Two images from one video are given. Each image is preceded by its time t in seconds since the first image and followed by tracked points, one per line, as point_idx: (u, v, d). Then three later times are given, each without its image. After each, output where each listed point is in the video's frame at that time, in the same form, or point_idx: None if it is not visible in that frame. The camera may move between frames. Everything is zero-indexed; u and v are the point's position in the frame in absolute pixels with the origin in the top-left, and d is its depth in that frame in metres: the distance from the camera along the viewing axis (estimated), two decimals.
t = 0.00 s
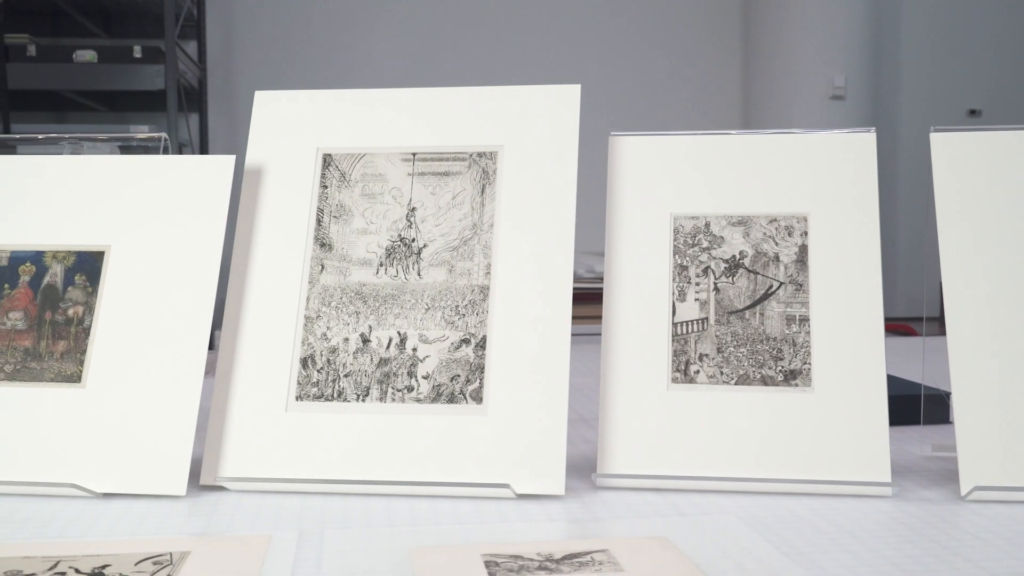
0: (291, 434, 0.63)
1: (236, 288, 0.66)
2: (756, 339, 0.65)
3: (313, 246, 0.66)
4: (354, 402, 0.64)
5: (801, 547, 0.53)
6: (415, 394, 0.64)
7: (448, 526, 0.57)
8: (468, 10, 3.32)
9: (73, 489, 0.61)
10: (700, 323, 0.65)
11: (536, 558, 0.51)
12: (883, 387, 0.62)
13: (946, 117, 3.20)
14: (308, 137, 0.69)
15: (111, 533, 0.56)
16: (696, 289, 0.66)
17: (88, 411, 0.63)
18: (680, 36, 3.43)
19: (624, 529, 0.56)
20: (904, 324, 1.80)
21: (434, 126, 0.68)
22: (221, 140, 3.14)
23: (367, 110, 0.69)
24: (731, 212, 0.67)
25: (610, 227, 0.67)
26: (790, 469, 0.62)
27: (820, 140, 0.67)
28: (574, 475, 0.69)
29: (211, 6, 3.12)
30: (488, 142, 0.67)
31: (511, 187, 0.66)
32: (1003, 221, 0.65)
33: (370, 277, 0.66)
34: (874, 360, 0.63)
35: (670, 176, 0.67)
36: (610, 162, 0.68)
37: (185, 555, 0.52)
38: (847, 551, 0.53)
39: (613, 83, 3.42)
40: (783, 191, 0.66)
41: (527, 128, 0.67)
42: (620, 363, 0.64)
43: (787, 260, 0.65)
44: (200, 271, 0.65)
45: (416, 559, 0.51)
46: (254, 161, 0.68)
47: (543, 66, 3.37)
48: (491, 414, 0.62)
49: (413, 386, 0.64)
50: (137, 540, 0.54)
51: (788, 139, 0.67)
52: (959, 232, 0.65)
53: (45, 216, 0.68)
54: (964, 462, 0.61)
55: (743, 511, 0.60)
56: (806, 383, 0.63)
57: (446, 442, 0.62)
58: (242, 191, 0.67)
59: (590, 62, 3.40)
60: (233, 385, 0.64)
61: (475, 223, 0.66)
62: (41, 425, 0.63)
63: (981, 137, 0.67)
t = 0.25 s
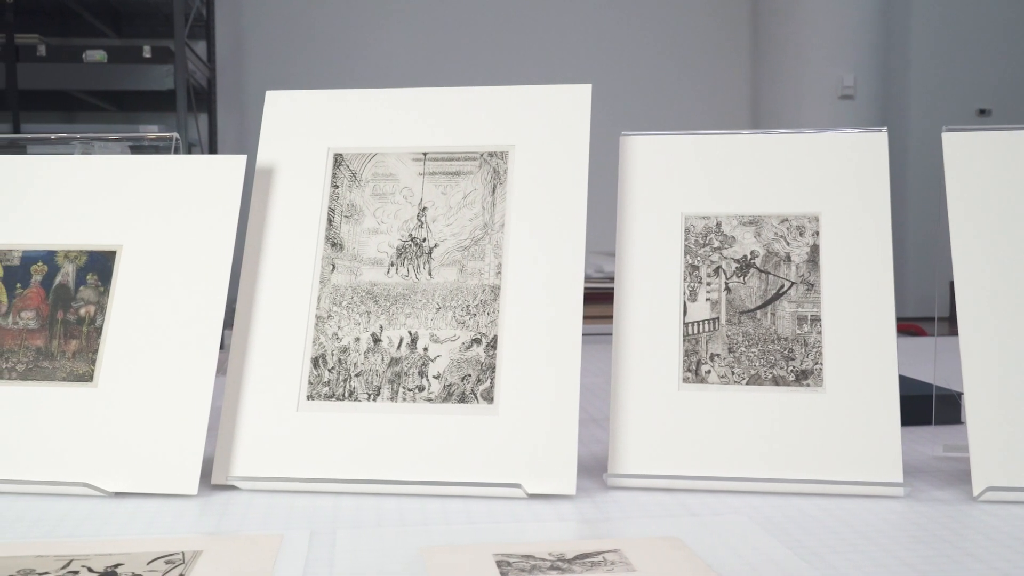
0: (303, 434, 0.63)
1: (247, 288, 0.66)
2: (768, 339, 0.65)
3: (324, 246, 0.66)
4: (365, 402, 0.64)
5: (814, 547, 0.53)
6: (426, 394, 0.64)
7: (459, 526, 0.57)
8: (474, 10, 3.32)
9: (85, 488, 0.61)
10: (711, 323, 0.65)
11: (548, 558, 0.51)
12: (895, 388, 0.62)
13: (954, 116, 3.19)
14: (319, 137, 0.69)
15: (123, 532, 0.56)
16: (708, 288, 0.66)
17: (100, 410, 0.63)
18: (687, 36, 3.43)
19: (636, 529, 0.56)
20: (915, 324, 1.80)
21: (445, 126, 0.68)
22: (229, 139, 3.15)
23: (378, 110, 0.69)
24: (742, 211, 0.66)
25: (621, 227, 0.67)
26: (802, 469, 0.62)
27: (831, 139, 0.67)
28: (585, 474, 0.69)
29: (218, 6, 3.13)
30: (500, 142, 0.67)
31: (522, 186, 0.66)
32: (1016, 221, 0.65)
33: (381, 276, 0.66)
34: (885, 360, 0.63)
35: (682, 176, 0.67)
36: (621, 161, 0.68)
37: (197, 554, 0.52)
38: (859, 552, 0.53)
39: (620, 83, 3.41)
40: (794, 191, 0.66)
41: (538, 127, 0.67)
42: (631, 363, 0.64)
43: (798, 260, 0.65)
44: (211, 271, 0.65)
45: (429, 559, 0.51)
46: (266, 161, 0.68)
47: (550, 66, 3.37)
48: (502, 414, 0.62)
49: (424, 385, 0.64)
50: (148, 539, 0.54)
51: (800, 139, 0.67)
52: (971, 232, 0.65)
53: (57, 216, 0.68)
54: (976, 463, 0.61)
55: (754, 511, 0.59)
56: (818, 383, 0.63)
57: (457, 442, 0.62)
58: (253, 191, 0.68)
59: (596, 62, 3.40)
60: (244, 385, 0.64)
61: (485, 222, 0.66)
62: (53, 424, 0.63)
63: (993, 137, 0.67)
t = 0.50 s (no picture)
0: (315, 433, 0.63)
1: (259, 288, 0.66)
2: (780, 339, 0.65)
3: (335, 245, 0.66)
4: (377, 401, 0.64)
5: (826, 547, 0.53)
6: (438, 393, 0.64)
7: (471, 526, 0.57)
8: (480, 10, 3.32)
9: (97, 487, 0.61)
10: (723, 323, 0.65)
11: (560, 558, 0.51)
12: (907, 388, 0.62)
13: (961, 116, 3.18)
14: (331, 137, 0.69)
15: (135, 531, 0.56)
16: (719, 288, 0.65)
17: (111, 409, 0.63)
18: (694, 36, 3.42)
19: (648, 529, 0.56)
20: (926, 324, 1.79)
21: (456, 126, 0.68)
22: (238, 143, 3.16)
23: (390, 110, 0.69)
24: (754, 211, 0.66)
25: (632, 227, 0.67)
26: (814, 470, 0.62)
27: (843, 139, 0.67)
28: (595, 475, 0.69)
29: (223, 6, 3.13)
30: (511, 142, 0.67)
31: (533, 186, 0.66)
32: None
33: (393, 276, 0.66)
34: (897, 360, 0.63)
35: (693, 176, 0.67)
36: (632, 160, 0.68)
37: (210, 554, 0.52)
38: (871, 552, 0.52)
39: (626, 83, 3.41)
40: (806, 191, 0.66)
41: (549, 127, 0.67)
42: (642, 363, 0.64)
43: (810, 259, 0.65)
44: (223, 270, 0.65)
45: (441, 559, 0.51)
46: (277, 161, 0.68)
47: (556, 65, 3.37)
48: (514, 414, 0.62)
49: (436, 385, 0.64)
50: (161, 539, 0.54)
51: (812, 139, 0.67)
52: (984, 233, 0.65)
53: (69, 215, 0.68)
54: (989, 463, 0.61)
55: (765, 512, 0.59)
56: (830, 383, 0.63)
57: (469, 442, 0.62)
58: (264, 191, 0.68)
59: (602, 62, 3.40)
60: (256, 385, 0.64)
61: (497, 222, 0.66)
62: (65, 424, 0.63)
63: (1006, 137, 0.67)
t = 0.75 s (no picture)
0: (325, 433, 0.63)
1: (268, 288, 0.66)
2: (790, 339, 0.65)
3: (345, 245, 0.67)
4: (387, 402, 0.64)
5: (837, 548, 0.53)
6: (448, 393, 0.64)
7: (481, 526, 0.57)
8: (485, 10, 3.32)
9: (108, 487, 0.61)
10: (732, 323, 0.65)
11: (571, 558, 0.51)
12: (918, 389, 0.62)
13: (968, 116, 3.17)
14: (341, 137, 0.69)
15: (146, 531, 0.56)
16: (729, 289, 0.65)
17: (121, 410, 0.63)
18: (699, 36, 3.42)
19: (657, 529, 0.56)
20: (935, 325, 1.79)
21: (466, 127, 0.68)
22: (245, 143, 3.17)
23: (399, 111, 0.69)
24: (764, 211, 0.66)
25: (642, 227, 0.66)
26: (824, 471, 0.61)
27: (853, 140, 0.67)
28: (605, 475, 0.69)
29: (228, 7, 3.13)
30: (521, 142, 0.67)
31: (543, 186, 0.66)
32: None
33: (402, 276, 0.66)
34: (909, 360, 0.62)
35: (703, 176, 0.67)
36: (642, 160, 0.68)
37: (220, 553, 0.52)
38: (882, 553, 0.52)
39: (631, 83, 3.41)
40: (817, 191, 0.66)
41: (559, 128, 0.67)
42: (652, 363, 0.64)
43: (820, 260, 0.65)
44: (232, 271, 0.65)
45: (452, 559, 0.51)
46: (287, 161, 0.68)
47: (562, 65, 3.37)
48: (523, 414, 0.62)
49: (445, 385, 0.64)
50: (171, 538, 0.55)
51: (822, 139, 0.67)
52: (995, 233, 0.65)
53: (78, 215, 0.68)
54: (1001, 464, 0.61)
55: (776, 512, 0.59)
56: (840, 383, 0.63)
57: (479, 442, 0.62)
58: (274, 191, 0.68)
59: (606, 62, 3.40)
60: (266, 385, 0.64)
61: (507, 222, 0.66)
62: (76, 423, 0.63)
63: (1017, 138, 0.67)
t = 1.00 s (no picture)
0: (334, 433, 0.63)
1: (278, 288, 0.66)
2: (800, 340, 0.65)
3: (354, 245, 0.67)
4: (397, 401, 0.64)
5: (848, 549, 0.53)
6: (457, 393, 0.64)
7: (492, 526, 0.57)
8: (489, 10, 3.32)
9: (118, 486, 0.61)
10: (743, 323, 0.65)
11: (582, 558, 0.51)
12: (929, 389, 0.62)
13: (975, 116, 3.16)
14: (350, 137, 0.69)
15: (157, 530, 0.56)
16: (739, 289, 0.65)
17: (131, 409, 0.63)
18: (705, 35, 3.41)
19: (667, 530, 0.56)
20: (943, 325, 1.78)
21: (475, 127, 0.68)
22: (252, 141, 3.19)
23: (409, 111, 0.69)
24: (775, 211, 0.66)
25: (651, 227, 0.66)
26: (835, 471, 0.61)
27: (864, 139, 0.67)
28: (614, 475, 0.69)
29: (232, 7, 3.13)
30: (530, 142, 0.67)
31: (553, 186, 0.66)
32: None
33: (412, 276, 0.66)
34: (919, 360, 0.62)
35: (712, 176, 0.67)
36: (651, 160, 0.68)
37: (231, 553, 0.52)
38: (893, 553, 0.52)
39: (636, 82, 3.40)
40: (827, 191, 0.66)
41: (568, 127, 0.67)
42: (662, 363, 0.64)
43: (831, 260, 0.65)
44: (241, 270, 0.65)
45: (463, 559, 0.51)
46: (296, 161, 0.68)
47: (566, 65, 3.36)
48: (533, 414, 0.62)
49: (455, 385, 0.64)
50: (182, 538, 0.55)
51: (832, 139, 0.67)
52: (1006, 233, 0.65)
53: (88, 215, 0.68)
54: (1012, 464, 0.61)
55: (786, 513, 0.59)
56: (850, 384, 0.63)
57: (488, 442, 0.62)
58: (284, 191, 0.68)
59: (611, 62, 3.39)
60: (276, 385, 0.64)
61: (516, 222, 0.66)
62: (86, 423, 0.63)
63: None
